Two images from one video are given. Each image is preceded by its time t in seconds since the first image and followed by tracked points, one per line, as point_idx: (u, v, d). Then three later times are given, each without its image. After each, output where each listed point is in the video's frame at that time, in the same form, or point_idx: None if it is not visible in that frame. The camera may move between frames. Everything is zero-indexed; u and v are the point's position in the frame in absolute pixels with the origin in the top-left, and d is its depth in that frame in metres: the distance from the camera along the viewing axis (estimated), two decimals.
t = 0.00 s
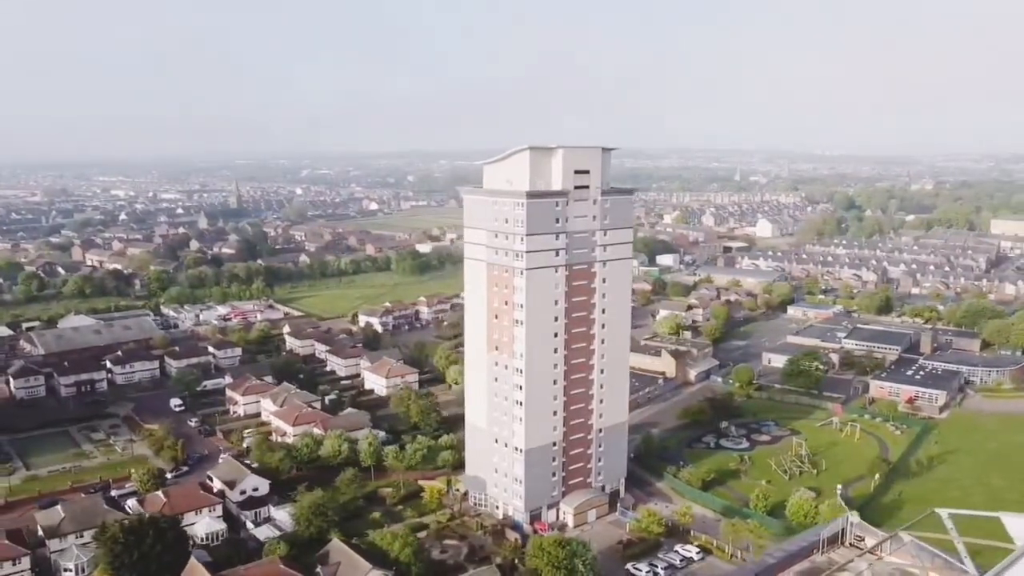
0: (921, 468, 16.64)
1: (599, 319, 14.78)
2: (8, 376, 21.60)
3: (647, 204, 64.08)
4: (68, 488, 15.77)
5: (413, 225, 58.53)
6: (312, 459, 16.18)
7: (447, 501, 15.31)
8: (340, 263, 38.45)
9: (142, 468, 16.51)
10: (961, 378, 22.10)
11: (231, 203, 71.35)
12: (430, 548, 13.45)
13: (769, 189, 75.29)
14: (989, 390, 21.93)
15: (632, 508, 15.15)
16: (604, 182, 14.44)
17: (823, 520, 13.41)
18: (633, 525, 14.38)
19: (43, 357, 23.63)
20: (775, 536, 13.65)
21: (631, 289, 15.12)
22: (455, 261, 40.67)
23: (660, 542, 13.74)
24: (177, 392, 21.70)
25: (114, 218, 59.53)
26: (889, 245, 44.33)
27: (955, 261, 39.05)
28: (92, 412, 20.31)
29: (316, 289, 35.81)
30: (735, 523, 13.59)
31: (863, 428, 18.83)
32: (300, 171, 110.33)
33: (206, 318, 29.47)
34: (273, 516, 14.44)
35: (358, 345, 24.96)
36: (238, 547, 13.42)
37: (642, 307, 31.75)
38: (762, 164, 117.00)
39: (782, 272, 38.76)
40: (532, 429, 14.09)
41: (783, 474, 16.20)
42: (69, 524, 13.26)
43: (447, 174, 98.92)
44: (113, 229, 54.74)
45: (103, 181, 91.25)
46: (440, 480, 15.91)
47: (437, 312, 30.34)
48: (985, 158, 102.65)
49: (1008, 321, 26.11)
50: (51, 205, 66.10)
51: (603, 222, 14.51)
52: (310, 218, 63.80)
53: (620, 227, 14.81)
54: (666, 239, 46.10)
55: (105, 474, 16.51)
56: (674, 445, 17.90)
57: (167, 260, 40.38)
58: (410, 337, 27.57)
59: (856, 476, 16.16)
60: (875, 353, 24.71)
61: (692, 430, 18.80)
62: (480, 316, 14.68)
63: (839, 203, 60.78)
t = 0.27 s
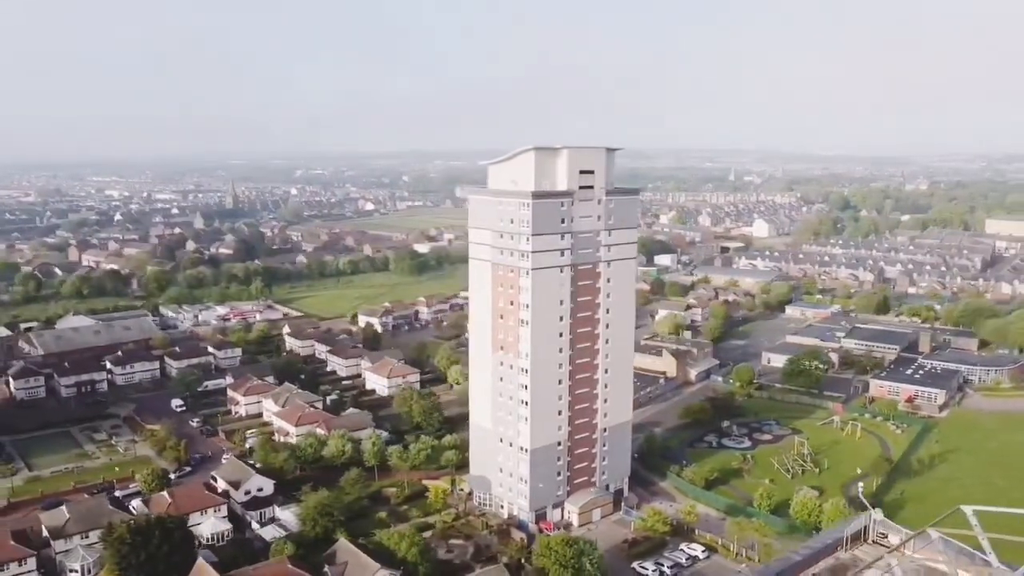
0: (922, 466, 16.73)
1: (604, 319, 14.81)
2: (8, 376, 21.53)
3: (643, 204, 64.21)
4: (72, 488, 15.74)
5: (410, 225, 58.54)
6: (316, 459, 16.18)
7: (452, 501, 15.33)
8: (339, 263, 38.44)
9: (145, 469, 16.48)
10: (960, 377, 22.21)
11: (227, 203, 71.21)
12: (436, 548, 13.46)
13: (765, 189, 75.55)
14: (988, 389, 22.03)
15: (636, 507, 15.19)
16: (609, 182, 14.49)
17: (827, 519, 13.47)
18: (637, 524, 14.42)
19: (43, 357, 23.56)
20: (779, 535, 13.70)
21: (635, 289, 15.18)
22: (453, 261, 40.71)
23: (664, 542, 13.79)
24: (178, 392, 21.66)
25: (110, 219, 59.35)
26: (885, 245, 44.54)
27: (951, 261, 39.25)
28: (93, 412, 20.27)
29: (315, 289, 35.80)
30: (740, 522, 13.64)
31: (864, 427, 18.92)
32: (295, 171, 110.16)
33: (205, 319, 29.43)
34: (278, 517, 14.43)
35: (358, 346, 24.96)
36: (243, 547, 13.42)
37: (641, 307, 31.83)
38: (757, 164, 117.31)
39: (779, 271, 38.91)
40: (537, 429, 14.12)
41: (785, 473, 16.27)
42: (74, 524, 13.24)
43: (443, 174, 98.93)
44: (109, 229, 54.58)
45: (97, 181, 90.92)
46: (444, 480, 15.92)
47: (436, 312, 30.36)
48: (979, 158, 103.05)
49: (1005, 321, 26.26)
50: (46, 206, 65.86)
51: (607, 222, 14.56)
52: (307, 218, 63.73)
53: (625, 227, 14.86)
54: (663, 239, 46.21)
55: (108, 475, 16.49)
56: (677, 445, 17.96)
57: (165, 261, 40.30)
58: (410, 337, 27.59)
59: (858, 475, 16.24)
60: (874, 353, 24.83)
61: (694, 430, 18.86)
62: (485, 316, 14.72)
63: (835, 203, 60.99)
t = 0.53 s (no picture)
0: (919, 464, 16.88)
1: (604, 318, 14.86)
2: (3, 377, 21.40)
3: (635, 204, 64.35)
4: (70, 490, 15.66)
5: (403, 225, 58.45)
6: (317, 460, 16.17)
7: (453, 501, 15.35)
8: (333, 263, 38.37)
9: (144, 470, 16.42)
10: (954, 375, 22.40)
11: (217, 203, 70.90)
12: (439, 548, 13.48)
13: (756, 189, 75.85)
14: (982, 387, 22.22)
15: (636, 506, 15.25)
16: (610, 182, 14.55)
17: (827, 516, 13.57)
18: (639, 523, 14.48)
19: (37, 358, 23.42)
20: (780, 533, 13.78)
21: (636, 289, 15.23)
22: (447, 261, 40.72)
23: (666, 540, 13.85)
24: (175, 393, 21.58)
25: (100, 219, 58.99)
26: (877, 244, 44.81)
27: (942, 260, 39.53)
28: (89, 413, 20.17)
29: (309, 289, 35.72)
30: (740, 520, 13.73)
31: (861, 426, 19.05)
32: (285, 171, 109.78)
33: (200, 319, 29.32)
34: (279, 517, 14.40)
35: (355, 346, 24.93)
36: (245, 548, 13.40)
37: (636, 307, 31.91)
38: (747, 164, 117.74)
39: (772, 271, 39.09)
40: (539, 428, 14.16)
41: (784, 471, 16.38)
42: (75, 526, 13.16)
43: (434, 174, 98.85)
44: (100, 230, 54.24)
45: (86, 181, 90.28)
46: (445, 480, 15.94)
47: (432, 312, 30.36)
48: (967, 158, 103.74)
49: (997, 320, 26.49)
50: (35, 206, 65.37)
51: (608, 222, 14.61)
52: (298, 218, 63.54)
53: (625, 227, 14.91)
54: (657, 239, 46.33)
55: (107, 476, 16.43)
56: (676, 444, 18.05)
57: (157, 261, 40.10)
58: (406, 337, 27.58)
59: (856, 473, 16.36)
60: (868, 352, 25.00)
61: (692, 429, 18.95)
62: (486, 316, 14.75)
63: (826, 203, 61.29)
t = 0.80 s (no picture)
0: (910, 461, 17.05)
1: (600, 318, 14.93)
2: None
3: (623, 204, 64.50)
4: (63, 492, 15.54)
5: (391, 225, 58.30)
6: (312, 460, 16.13)
7: (450, 500, 15.36)
8: (322, 263, 38.24)
9: (138, 472, 16.32)
10: (942, 373, 22.64)
11: (204, 203, 70.44)
12: (437, 547, 13.49)
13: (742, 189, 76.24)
14: (969, 385, 22.46)
15: (632, 504, 15.32)
16: (605, 182, 14.63)
17: (821, 513, 13.70)
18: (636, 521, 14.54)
19: (25, 360, 23.21)
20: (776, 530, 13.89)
21: (631, 288, 15.30)
22: (437, 261, 40.70)
23: (663, 538, 13.93)
24: (166, 394, 21.45)
25: (85, 220, 58.45)
26: (863, 244, 45.16)
27: (928, 259, 39.91)
28: (80, 415, 20.02)
29: (299, 290, 35.59)
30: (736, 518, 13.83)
31: (852, 424, 19.22)
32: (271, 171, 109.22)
33: (190, 320, 29.16)
34: (275, 518, 14.34)
35: (347, 346, 24.88)
36: (243, 549, 13.35)
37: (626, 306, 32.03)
38: (733, 164, 118.30)
39: (761, 270, 39.32)
40: (536, 427, 14.20)
41: (777, 469, 16.50)
42: (70, 528, 13.05)
43: (422, 174, 98.71)
44: (85, 230, 53.75)
45: (69, 181, 89.38)
46: (441, 480, 15.95)
47: (423, 313, 30.36)
48: (951, 158, 104.69)
49: (984, 318, 26.80)
50: (18, 206, 64.67)
51: (604, 222, 14.68)
52: (285, 218, 63.24)
53: (621, 227, 14.99)
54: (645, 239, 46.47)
55: (100, 478, 16.31)
56: (670, 442, 18.14)
57: (144, 262, 39.81)
58: (398, 337, 27.55)
59: (849, 471, 16.51)
60: (858, 350, 25.22)
61: (686, 427, 19.05)
62: (483, 316, 14.78)
63: (812, 203, 61.71)
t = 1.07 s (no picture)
0: (899, 458, 17.25)
1: (594, 317, 15.00)
2: None
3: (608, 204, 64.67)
4: (53, 495, 15.40)
5: (376, 226, 58.13)
6: (304, 461, 16.08)
7: (444, 500, 15.36)
8: (309, 264, 38.08)
9: (128, 474, 16.20)
10: (927, 371, 22.91)
11: (187, 204, 69.85)
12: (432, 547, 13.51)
13: (726, 189, 76.63)
14: (954, 382, 22.74)
15: (626, 503, 15.40)
16: (599, 183, 14.70)
17: (813, 510, 13.83)
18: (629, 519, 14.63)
19: (10, 363, 22.95)
20: (768, 527, 14.01)
21: (624, 288, 15.38)
22: (424, 261, 40.67)
23: (657, 536, 14.01)
24: (155, 396, 21.29)
25: (66, 220, 57.81)
26: (847, 243, 45.57)
27: (911, 258, 40.36)
28: (67, 418, 19.84)
29: (286, 290, 35.44)
30: (729, 515, 13.93)
31: (841, 421, 19.42)
32: (254, 171, 108.54)
33: (176, 321, 28.96)
34: (269, 520, 14.28)
35: (336, 347, 24.81)
36: (237, 550, 13.30)
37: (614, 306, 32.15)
38: (716, 164, 118.96)
39: (747, 270, 39.60)
40: (530, 427, 14.25)
41: (768, 467, 16.65)
42: (62, 531, 12.94)
43: (406, 174, 98.47)
44: (66, 231, 53.16)
45: (48, 181, 88.32)
46: (434, 480, 15.96)
47: (411, 313, 30.35)
48: (931, 158, 105.88)
49: (968, 316, 27.15)
50: None
51: (597, 222, 14.75)
52: (270, 219, 62.88)
53: (614, 227, 15.06)
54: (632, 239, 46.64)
55: (90, 481, 16.18)
56: (661, 441, 18.25)
57: (128, 263, 39.46)
58: (387, 337, 27.51)
59: (839, 467, 16.68)
60: (845, 348, 25.48)
61: (676, 425, 19.17)
62: (477, 316, 14.81)
63: (795, 203, 62.20)
